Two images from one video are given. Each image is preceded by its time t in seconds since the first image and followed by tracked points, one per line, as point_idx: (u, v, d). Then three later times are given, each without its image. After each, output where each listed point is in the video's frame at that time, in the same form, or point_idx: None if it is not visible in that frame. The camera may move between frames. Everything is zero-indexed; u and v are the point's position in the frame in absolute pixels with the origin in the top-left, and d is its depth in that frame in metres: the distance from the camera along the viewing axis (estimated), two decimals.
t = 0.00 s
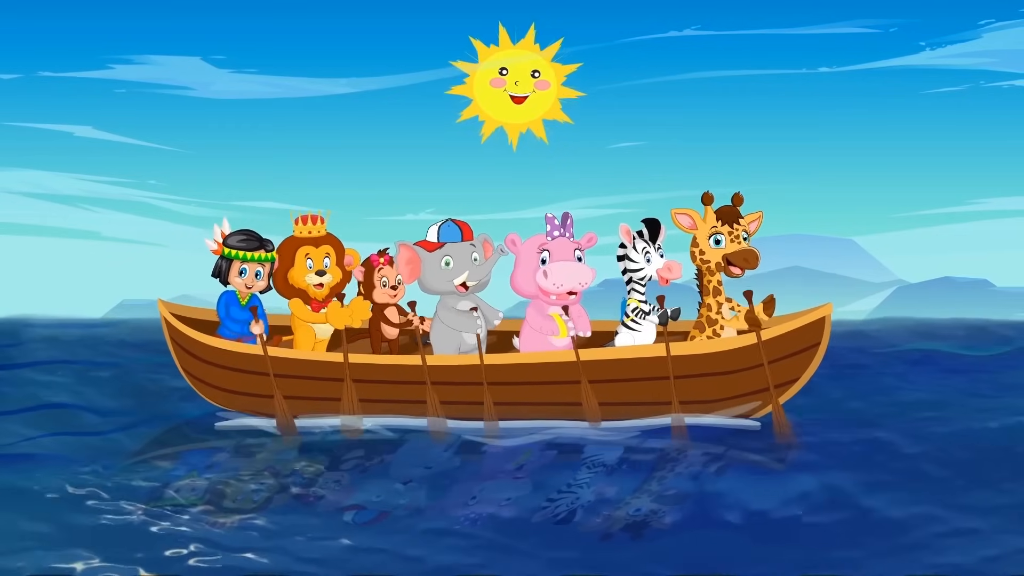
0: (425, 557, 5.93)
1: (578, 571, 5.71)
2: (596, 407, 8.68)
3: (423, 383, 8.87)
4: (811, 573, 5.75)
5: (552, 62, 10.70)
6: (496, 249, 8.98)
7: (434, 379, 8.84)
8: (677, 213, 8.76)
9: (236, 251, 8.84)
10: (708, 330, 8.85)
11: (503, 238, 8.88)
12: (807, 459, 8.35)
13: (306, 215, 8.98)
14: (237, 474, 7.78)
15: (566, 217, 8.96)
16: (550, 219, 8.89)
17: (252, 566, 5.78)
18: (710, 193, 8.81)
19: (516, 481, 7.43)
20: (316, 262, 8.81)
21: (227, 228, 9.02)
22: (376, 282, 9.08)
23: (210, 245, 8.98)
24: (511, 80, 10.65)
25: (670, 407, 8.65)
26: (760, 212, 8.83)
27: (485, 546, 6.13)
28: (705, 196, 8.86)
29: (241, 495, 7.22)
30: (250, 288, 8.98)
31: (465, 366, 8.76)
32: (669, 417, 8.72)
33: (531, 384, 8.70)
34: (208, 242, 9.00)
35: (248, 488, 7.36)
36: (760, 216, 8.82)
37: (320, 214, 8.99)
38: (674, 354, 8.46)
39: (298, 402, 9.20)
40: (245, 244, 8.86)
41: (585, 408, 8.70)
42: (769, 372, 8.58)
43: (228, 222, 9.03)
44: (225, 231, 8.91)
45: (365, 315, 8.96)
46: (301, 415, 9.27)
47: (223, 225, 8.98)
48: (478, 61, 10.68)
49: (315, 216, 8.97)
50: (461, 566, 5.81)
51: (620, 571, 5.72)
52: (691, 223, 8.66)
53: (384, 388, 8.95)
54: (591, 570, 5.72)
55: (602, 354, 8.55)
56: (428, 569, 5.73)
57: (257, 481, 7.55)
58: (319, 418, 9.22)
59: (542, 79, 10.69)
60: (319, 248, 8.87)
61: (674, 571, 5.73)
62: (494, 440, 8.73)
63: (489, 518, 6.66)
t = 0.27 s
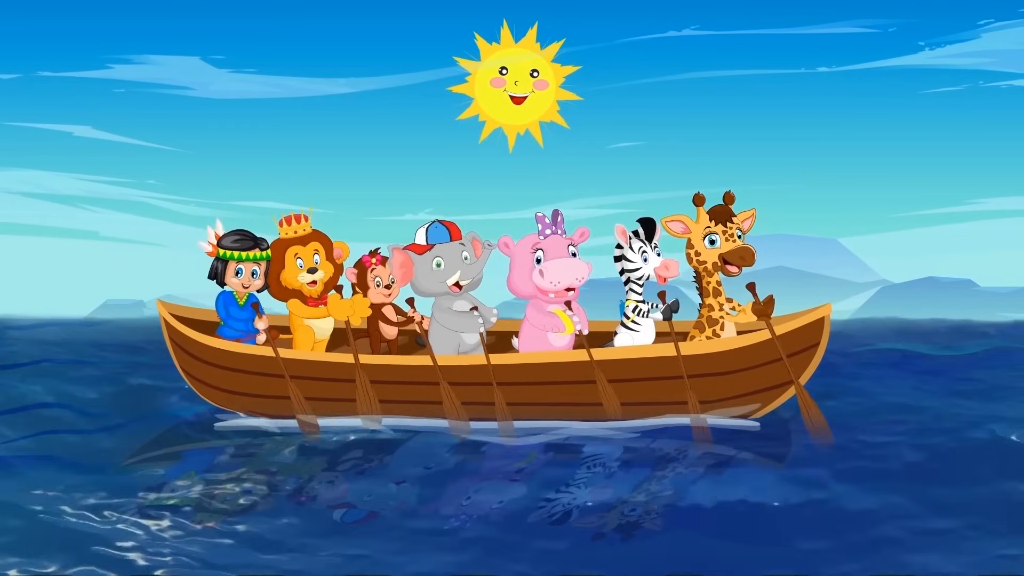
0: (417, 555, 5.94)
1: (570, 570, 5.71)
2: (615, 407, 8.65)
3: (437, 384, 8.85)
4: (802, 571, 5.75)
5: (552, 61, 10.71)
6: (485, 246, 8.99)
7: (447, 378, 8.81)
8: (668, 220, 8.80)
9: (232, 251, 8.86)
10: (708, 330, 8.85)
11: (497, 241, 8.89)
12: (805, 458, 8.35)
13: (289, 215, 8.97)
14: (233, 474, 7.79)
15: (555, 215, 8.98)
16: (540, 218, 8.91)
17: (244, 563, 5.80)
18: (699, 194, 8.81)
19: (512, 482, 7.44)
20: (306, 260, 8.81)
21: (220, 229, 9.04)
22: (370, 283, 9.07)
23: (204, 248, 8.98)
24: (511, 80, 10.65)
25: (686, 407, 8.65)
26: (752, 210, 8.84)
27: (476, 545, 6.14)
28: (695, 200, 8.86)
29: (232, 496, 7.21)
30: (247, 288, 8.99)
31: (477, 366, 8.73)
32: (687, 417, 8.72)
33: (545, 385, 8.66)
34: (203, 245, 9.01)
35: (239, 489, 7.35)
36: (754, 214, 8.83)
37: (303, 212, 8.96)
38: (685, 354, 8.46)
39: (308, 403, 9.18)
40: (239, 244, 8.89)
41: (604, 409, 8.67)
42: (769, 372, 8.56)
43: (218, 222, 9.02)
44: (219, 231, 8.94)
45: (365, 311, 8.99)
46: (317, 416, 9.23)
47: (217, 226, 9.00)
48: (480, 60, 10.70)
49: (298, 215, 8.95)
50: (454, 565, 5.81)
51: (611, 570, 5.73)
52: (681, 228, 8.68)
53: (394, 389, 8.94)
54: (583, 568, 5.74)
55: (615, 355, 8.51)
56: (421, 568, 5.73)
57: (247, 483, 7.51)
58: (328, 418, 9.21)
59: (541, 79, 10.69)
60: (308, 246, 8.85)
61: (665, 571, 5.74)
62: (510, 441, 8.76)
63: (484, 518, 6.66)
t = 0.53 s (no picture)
0: (417, 559, 5.91)
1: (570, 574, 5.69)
2: (592, 403, 8.73)
3: (419, 379, 8.96)
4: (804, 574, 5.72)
5: (552, 61, 10.70)
6: (491, 243, 9.01)
7: (430, 374, 8.92)
8: (672, 211, 8.77)
9: (234, 246, 8.83)
10: (707, 325, 8.84)
11: (500, 234, 8.91)
12: (804, 459, 8.34)
13: (298, 210, 8.97)
14: (231, 477, 7.76)
15: (560, 211, 8.96)
16: (545, 212, 8.90)
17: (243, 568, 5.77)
18: (704, 187, 8.81)
19: (511, 485, 7.42)
20: (312, 256, 8.82)
21: (223, 223, 9.00)
22: (374, 277, 9.06)
23: (206, 241, 8.96)
24: (510, 79, 10.62)
25: (667, 403, 8.74)
26: (756, 206, 8.82)
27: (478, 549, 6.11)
28: (699, 193, 8.86)
29: (236, 498, 7.19)
30: (247, 282, 8.95)
31: (464, 361, 8.86)
32: (666, 413, 8.80)
33: (524, 380, 8.76)
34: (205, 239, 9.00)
35: (241, 492, 7.33)
36: (757, 210, 8.82)
37: (312, 208, 8.96)
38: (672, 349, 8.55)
39: (291, 397, 9.25)
40: (241, 239, 8.84)
41: (580, 405, 8.74)
42: (768, 368, 8.53)
43: (221, 216, 9.02)
44: (222, 226, 8.89)
45: (363, 309, 8.97)
46: (297, 411, 9.30)
47: (219, 220, 8.97)
48: (479, 61, 10.67)
49: (307, 210, 8.95)
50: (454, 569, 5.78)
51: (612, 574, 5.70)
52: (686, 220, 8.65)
53: (379, 384, 9.03)
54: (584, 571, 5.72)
55: (599, 350, 8.63)
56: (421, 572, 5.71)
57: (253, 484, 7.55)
58: (309, 413, 9.27)
59: (540, 78, 10.68)
60: (314, 242, 8.86)
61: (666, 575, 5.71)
62: (492, 438, 8.75)
63: (483, 521, 6.64)
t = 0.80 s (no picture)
0: (420, 559, 5.91)
1: None
2: (569, 397, 8.84)
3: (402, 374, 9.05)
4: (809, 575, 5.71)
5: (551, 61, 10.72)
6: (501, 240, 8.99)
7: (413, 368, 9.03)
8: (680, 198, 8.78)
9: (237, 239, 8.82)
10: (706, 320, 8.86)
11: (505, 226, 8.91)
12: (804, 459, 8.34)
13: (314, 204, 9.01)
14: (228, 482, 7.73)
15: (567, 207, 9.00)
16: (553, 207, 8.93)
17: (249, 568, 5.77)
18: (711, 180, 8.83)
19: (511, 488, 7.40)
20: (320, 251, 8.83)
21: (229, 216, 9.02)
22: (379, 271, 9.01)
23: (210, 232, 8.96)
24: (510, 80, 10.63)
25: (649, 398, 8.79)
26: (761, 201, 8.86)
27: (482, 549, 6.11)
28: (706, 186, 8.87)
29: (240, 502, 7.18)
30: (248, 276, 8.93)
31: (448, 355, 8.95)
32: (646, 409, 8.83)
33: (505, 374, 8.89)
34: (209, 230, 8.99)
35: (245, 496, 7.32)
36: (762, 206, 8.85)
37: (328, 204, 9.01)
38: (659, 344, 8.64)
39: (279, 392, 9.31)
40: (245, 232, 8.85)
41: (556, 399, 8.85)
42: (768, 361, 8.62)
43: (229, 208, 9.04)
44: (227, 218, 8.90)
45: (363, 304, 8.99)
46: (278, 405, 9.38)
47: (224, 212, 8.96)
48: (478, 62, 10.69)
49: (322, 206, 8.99)
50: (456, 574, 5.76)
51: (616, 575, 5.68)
52: (693, 209, 8.67)
53: (364, 377, 9.12)
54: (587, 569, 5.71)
55: (583, 345, 8.74)
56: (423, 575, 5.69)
57: (255, 487, 7.55)
58: (298, 408, 9.34)
59: (539, 78, 10.68)
60: (324, 237, 8.90)
61: None
62: (470, 438, 8.65)
63: (484, 524, 6.62)
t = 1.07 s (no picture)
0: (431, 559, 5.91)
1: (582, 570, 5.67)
2: (549, 392, 8.90)
3: (387, 370, 9.07)
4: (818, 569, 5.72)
5: (551, 61, 10.69)
6: (511, 240, 9.00)
7: (399, 364, 9.04)
8: (691, 188, 8.76)
9: (243, 234, 8.84)
10: (708, 315, 8.85)
11: (515, 219, 8.88)
12: (807, 453, 8.35)
13: (332, 201, 8.97)
14: (234, 472, 7.72)
15: (578, 206, 8.99)
16: (563, 205, 8.93)
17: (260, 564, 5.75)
18: (721, 175, 8.87)
19: (516, 479, 7.39)
20: (331, 249, 8.81)
21: (236, 211, 9.01)
22: (386, 265, 9.04)
23: (216, 227, 8.99)
24: (509, 79, 10.65)
25: (631, 394, 8.82)
26: (768, 200, 8.87)
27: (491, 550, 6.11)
28: (716, 181, 8.91)
29: (257, 491, 7.15)
30: (252, 272, 8.97)
31: (435, 351, 8.96)
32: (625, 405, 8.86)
33: (490, 369, 8.92)
34: (215, 223, 8.99)
35: (259, 484, 7.32)
36: (768, 203, 8.85)
37: (346, 204, 8.96)
38: (649, 341, 8.66)
39: (279, 387, 9.36)
40: (252, 227, 8.86)
41: (533, 394, 8.92)
42: (769, 356, 8.69)
43: (235, 203, 9.01)
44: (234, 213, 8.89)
45: (365, 300, 9.01)
46: (262, 398, 9.46)
47: (231, 207, 8.97)
48: (478, 61, 10.70)
49: (340, 205, 8.95)
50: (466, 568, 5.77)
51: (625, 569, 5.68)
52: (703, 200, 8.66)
53: (347, 373, 9.14)
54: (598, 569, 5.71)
55: (573, 340, 8.76)
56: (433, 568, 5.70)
57: (265, 477, 7.52)
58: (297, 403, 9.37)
59: (539, 78, 10.68)
60: (336, 236, 8.87)
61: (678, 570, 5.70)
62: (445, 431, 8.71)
63: (491, 516, 6.63)
